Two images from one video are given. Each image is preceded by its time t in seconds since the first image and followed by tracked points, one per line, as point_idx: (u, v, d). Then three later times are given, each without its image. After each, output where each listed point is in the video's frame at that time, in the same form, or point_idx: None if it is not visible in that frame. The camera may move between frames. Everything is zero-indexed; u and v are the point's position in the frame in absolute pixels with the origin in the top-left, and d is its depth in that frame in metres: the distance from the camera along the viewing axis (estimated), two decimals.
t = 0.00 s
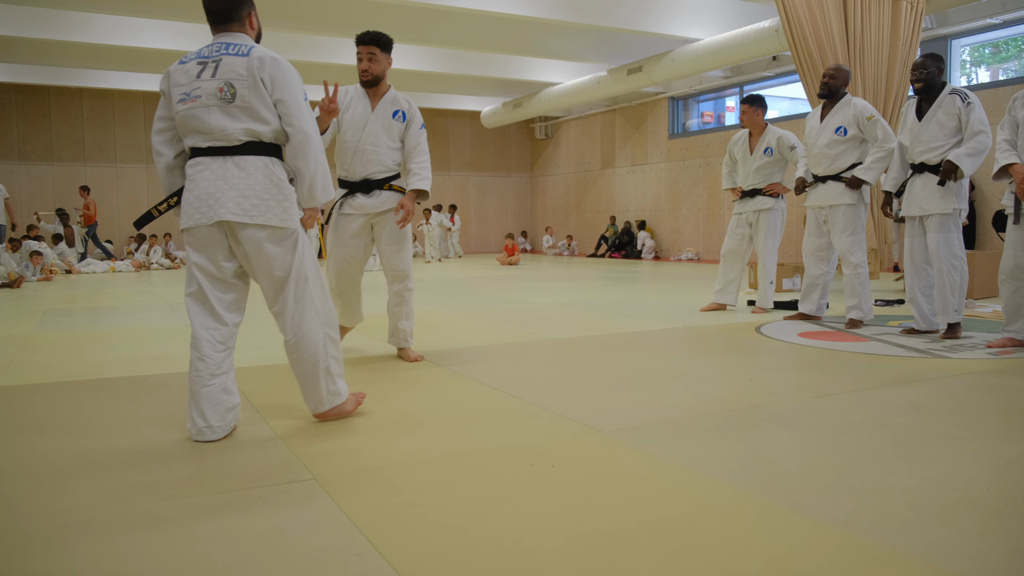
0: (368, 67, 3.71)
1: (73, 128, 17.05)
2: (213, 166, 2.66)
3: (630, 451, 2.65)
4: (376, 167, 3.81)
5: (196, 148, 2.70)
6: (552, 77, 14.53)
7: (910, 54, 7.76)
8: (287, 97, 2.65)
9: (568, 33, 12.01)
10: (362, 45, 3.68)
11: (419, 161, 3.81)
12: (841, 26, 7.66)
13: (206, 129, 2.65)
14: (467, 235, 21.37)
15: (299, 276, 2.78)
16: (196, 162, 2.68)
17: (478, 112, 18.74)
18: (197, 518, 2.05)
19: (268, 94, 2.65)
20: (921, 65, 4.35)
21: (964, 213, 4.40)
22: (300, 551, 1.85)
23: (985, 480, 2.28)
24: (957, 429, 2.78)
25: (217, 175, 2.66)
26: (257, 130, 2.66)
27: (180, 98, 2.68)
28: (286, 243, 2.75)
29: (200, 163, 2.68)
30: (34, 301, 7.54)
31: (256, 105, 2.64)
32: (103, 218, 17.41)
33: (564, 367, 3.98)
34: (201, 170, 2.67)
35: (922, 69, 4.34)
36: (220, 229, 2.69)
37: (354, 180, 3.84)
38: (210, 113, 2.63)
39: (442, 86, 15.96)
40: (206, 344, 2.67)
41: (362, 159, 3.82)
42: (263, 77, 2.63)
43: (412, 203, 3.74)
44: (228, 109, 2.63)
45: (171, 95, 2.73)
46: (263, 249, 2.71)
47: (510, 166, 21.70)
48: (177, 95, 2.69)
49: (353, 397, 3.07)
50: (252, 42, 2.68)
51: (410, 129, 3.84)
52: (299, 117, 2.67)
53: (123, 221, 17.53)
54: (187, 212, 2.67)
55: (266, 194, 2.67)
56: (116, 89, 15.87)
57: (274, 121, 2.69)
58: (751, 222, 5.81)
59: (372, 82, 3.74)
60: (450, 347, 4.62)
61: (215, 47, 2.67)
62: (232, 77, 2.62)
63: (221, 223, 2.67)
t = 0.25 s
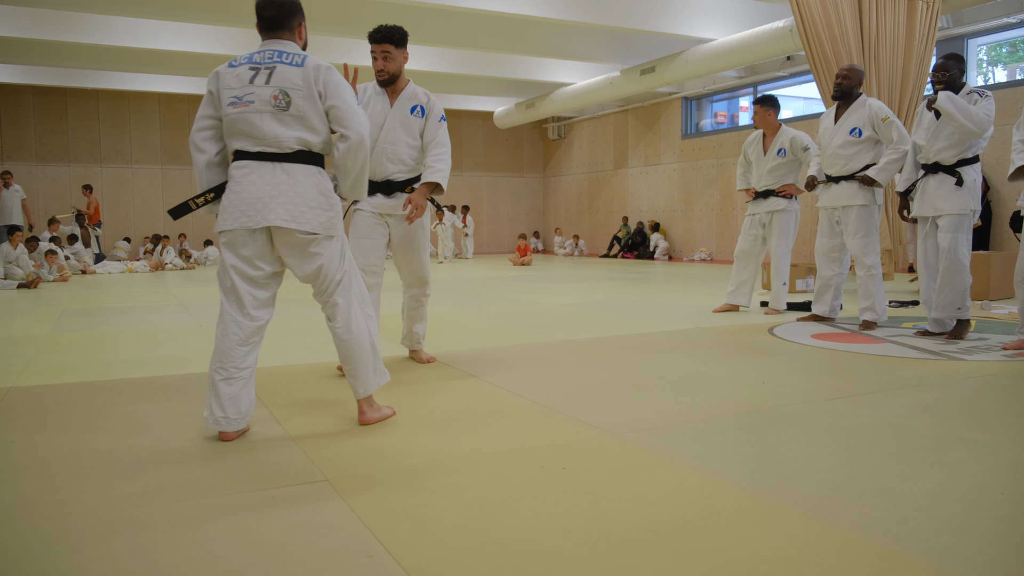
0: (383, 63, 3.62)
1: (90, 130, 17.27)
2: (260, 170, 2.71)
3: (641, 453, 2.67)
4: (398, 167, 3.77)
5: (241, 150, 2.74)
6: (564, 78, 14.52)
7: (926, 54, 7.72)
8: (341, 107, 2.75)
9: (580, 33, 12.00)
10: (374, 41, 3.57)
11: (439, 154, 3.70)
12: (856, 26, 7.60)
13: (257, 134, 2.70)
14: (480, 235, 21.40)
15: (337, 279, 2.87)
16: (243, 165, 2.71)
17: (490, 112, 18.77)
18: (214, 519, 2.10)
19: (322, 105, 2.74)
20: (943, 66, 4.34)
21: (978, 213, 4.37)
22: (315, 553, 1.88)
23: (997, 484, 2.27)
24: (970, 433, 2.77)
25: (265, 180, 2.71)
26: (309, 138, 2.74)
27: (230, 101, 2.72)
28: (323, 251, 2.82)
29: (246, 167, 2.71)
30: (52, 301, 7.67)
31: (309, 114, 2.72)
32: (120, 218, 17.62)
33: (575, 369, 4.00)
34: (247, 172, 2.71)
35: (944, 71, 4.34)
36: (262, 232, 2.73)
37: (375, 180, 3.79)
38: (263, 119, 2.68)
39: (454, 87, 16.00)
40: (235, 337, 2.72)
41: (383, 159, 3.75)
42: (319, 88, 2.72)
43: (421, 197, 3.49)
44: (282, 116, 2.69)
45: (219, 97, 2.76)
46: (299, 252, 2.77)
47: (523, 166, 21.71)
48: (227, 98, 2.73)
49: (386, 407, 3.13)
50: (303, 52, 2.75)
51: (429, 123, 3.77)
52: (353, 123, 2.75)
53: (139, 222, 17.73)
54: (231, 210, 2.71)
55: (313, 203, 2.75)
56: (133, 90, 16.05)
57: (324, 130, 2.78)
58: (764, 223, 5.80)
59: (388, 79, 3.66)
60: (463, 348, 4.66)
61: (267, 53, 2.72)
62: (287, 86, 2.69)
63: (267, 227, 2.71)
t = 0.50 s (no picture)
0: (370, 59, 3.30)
1: (96, 130, 17.35)
2: (304, 167, 2.74)
3: (643, 453, 2.68)
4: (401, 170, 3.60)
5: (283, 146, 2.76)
6: (567, 78, 14.51)
7: (930, 55, 7.70)
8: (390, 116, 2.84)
9: (583, 34, 12.00)
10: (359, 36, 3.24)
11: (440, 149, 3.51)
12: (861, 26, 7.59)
13: (304, 133, 2.73)
14: (484, 235, 21.41)
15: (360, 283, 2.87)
16: (286, 161, 2.74)
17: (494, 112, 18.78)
18: (219, 518, 2.12)
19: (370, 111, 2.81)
20: (954, 70, 4.38)
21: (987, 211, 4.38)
22: (317, 553, 1.89)
23: (1000, 485, 2.27)
24: (973, 434, 2.77)
25: (309, 176, 2.74)
26: (354, 141, 2.79)
27: (278, 97, 2.74)
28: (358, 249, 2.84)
29: (289, 163, 2.75)
30: (58, 301, 7.72)
31: (356, 119, 2.78)
32: (125, 218, 17.71)
33: (578, 369, 4.00)
34: (290, 169, 2.74)
35: (955, 75, 4.37)
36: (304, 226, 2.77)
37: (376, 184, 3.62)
38: (311, 119, 2.72)
39: (458, 87, 16.02)
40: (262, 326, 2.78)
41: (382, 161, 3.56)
42: (369, 94, 2.79)
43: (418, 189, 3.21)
44: (330, 118, 2.74)
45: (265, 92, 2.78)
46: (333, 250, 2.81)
47: (527, 166, 21.71)
48: (274, 93, 2.74)
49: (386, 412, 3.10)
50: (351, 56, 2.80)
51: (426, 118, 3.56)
52: (409, 130, 2.88)
53: (144, 221, 17.81)
54: (271, 205, 2.75)
55: (355, 200, 2.80)
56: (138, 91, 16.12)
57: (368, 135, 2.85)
58: (767, 223, 5.79)
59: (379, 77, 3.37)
60: (466, 348, 4.67)
61: (319, 54, 2.75)
62: (338, 89, 2.74)
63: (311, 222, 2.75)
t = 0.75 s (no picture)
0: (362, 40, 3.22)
1: (96, 130, 17.37)
2: (308, 169, 2.76)
3: (642, 453, 2.69)
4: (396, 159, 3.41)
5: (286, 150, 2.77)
6: (567, 79, 14.51)
7: (930, 55, 7.70)
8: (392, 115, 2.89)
9: (584, 34, 12.00)
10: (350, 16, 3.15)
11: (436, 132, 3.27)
12: (861, 26, 7.57)
13: (308, 135, 2.74)
14: (484, 235, 21.42)
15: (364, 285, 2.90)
16: (290, 164, 2.76)
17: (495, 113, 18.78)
18: (220, 518, 2.13)
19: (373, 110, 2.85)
20: (960, 67, 4.41)
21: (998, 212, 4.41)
22: (317, 554, 1.90)
23: (999, 486, 2.27)
24: (972, 435, 2.77)
25: (314, 178, 2.76)
26: (358, 142, 2.82)
27: (280, 100, 2.74)
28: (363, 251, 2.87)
29: (294, 166, 2.76)
30: (57, 301, 7.74)
31: (359, 119, 2.81)
32: (125, 218, 17.73)
33: (577, 370, 4.01)
34: (295, 172, 2.76)
35: (962, 71, 4.40)
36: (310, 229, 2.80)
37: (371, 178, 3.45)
38: (315, 122, 2.73)
39: (458, 87, 16.02)
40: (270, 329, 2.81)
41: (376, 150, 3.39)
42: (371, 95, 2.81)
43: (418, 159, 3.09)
44: (335, 120, 2.76)
45: (266, 94, 2.77)
46: (338, 252, 2.84)
47: (527, 166, 21.72)
48: (276, 96, 2.74)
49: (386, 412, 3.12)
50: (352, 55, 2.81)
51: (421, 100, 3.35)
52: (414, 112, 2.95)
53: (144, 222, 17.83)
54: (276, 208, 2.77)
55: (361, 202, 2.83)
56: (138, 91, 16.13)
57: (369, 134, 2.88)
58: (767, 224, 5.79)
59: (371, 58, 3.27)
60: (465, 349, 4.68)
61: (320, 54, 2.75)
62: (341, 91, 2.76)
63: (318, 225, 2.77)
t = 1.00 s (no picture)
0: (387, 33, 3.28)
1: (94, 130, 17.36)
2: (282, 171, 2.75)
3: (640, 455, 2.69)
4: (412, 163, 3.41)
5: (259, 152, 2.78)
6: (566, 79, 14.53)
7: (928, 56, 7.69)
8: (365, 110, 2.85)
9: (583, 35, 12.00)
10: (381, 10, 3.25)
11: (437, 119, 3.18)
12: (859, 27, 7.55)
13: (278, 138, 2.73)
14: (483, 236, 21.43)
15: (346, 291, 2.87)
16: (264, 166, 2.76)
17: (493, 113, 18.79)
18: (219, 520, 2.13)
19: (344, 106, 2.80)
20: (970, 64, 4.40)
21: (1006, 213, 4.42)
22: (316, 557, 1.90)
23: (997, 488, 2.27)
24: (972, 435, 2.77)
25: (287, 180, 2.75)
26: (331, 139, 2.78)
27: (250, 105, 2.74)
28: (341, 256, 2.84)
29: (267, 168, 2.76)
30: (55, 302, 7.73)
31: (332, 116, 2.77)
32: (124, 219, 17.72)
33: (575, 371, 4.01)
34: (269, 174, 2.75)
35: (972, 68, 4.38)
36: (284, 232, 2.78)
37: (387, 180, 3.48)
38: (285, 123, 2.71)
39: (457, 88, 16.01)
40: (254, 336, 2.82)
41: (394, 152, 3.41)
42: (342, 90, 2.77)
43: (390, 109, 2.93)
44: (305, 119, 2.73)
45: (238, 101, 2.78)
46: (315, 256, 2.82)
47: (526, 167, 21.72)
48: (246, 102, 2.75)
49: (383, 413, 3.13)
50: (321, 52, 2.77)
51: (441, 101, 3.30)
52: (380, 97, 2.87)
53: (143, 222, 17.83)
54: (250, 212, 2.75)
55: (335, 203, 2.80)
56: (136, 91, 16.13)
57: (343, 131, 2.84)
58: (765, 225, 5.79)
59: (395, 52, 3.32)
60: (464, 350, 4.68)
61: (287, 55, 2.73)
62: (310, 89, 2.73)
63: (291, 228, 2.75)
